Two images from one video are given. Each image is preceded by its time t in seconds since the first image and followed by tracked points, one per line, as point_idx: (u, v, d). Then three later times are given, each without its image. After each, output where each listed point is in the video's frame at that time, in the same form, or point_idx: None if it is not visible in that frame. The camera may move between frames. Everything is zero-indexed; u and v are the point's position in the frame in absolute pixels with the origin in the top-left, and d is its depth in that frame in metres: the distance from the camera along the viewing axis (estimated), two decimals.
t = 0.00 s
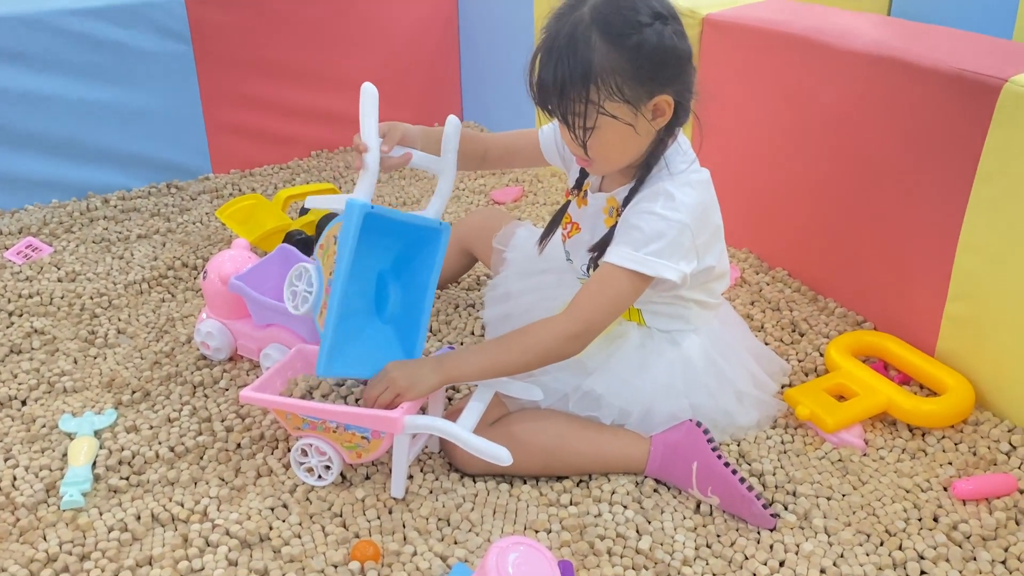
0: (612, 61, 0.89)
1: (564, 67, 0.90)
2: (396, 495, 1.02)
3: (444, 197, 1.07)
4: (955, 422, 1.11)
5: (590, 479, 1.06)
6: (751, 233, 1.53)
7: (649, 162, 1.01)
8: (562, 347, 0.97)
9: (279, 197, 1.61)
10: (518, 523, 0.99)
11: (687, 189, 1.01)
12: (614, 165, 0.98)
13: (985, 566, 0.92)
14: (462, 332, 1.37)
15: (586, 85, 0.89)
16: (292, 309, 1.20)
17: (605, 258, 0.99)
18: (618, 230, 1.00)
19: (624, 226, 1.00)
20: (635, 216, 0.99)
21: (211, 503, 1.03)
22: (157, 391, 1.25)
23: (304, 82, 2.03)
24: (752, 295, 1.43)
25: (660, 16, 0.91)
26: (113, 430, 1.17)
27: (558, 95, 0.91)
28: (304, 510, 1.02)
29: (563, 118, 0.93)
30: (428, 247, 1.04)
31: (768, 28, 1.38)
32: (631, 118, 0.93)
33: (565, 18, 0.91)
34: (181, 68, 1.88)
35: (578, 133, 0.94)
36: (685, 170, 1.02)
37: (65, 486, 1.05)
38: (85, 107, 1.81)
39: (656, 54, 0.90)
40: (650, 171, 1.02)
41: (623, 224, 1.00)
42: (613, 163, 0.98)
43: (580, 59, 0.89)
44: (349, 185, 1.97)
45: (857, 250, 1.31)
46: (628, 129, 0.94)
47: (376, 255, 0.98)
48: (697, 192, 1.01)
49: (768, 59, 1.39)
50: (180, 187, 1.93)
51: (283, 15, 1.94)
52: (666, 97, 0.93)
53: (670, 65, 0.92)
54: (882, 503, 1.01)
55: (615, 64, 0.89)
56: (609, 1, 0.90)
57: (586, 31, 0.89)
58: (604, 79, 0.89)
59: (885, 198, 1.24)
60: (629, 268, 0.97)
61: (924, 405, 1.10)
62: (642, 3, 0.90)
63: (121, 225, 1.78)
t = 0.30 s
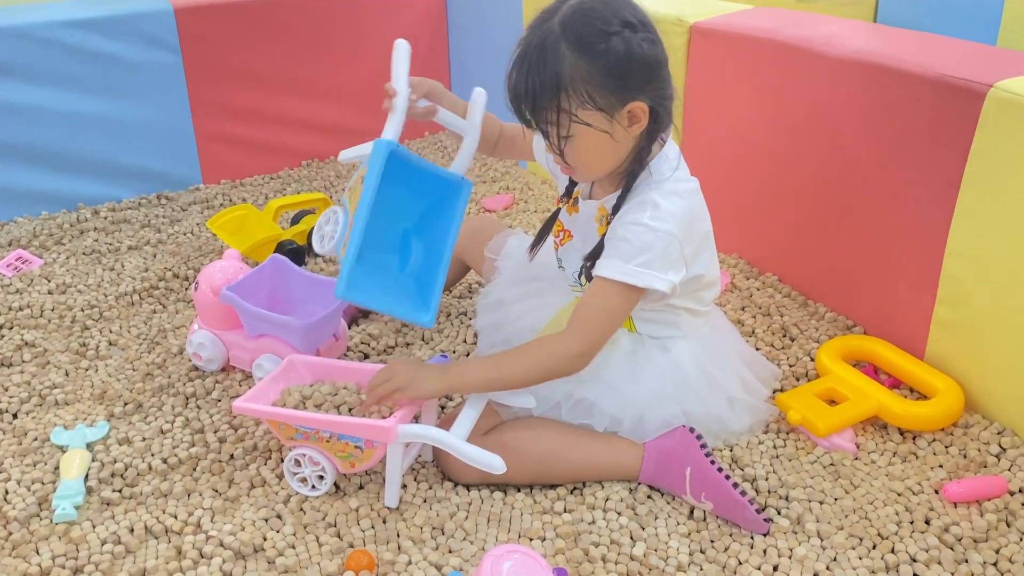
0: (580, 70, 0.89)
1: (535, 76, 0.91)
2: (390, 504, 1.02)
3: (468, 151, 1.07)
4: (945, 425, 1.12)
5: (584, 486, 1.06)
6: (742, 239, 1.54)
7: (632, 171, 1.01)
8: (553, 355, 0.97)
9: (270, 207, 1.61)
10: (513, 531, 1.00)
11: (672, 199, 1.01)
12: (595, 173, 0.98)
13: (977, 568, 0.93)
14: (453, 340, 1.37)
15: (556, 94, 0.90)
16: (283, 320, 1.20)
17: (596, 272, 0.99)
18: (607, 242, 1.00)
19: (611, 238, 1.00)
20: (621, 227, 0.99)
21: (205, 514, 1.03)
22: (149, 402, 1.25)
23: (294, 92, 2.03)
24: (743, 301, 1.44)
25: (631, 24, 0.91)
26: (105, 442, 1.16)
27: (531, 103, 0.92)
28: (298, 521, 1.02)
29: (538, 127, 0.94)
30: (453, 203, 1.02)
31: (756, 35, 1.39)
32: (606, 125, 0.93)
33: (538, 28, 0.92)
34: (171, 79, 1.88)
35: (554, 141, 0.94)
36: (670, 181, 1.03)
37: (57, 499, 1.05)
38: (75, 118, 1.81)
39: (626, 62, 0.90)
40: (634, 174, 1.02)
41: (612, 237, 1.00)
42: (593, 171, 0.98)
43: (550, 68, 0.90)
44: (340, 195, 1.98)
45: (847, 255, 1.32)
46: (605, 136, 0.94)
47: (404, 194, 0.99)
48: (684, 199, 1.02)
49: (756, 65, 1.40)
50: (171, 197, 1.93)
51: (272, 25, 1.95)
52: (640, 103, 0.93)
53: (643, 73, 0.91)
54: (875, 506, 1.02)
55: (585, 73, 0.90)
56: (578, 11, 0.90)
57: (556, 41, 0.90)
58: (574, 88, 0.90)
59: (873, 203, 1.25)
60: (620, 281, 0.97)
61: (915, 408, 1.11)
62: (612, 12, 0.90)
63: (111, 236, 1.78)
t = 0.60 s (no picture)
0: (545, 69, 0.93)
1: (508, 75, 0.95)
2: (387, 511, 1.02)
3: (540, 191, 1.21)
4: (938, 427, 1.12)
5: (580, 492, 1.06)
6: (735, 244, 1.54)
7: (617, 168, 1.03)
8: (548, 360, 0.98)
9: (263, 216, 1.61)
10: (509, 537, 1.00)
11: (664, 194, 1.01)
12: (577, 168, 1.01)
13: (972, 569, 0.93)
14: (447, 346, 1.37)
15: (525, 91, 0.94)
16: (277, 327, 1.20)
17: (608, 283, 1.00)
18: (609, 248, 1.01)
19: (611, 244, 1.01)
20: (619, 232, 1.01)
21: (200, 524, 1.03)
22: (143, 412, 1.24)
23: (286, 101, 2.03)
24: (736, 306, 1.44)
25: (597, 22, 0.93)
26: (99, 452, 1.16)
27: (506, 101, 0.96)
28: (294, 529, 1.01)
29: (515, 124, 0.98)
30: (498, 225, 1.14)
31: (746, 41, 1.40)
32: (579, 121, 0.96)
33: (512, 30, 0.96)
34: (163, 87, 1.88)
35: (533, 137, 0.98)
36: (660, 175, 1.03)
37: (51, 510, 1.04)
38: (67, 128, 1.81)
39: (591, 58, 0.93)
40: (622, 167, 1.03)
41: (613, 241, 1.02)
42: (575, 166, 1.01)
43: (519, 67, 0.94)
44: (333, 203, 1.98)
45: (839, 259, 1.33)
46: (580, 131, 0.97)
47: (466, 212, 1.20)
48: (675, 194, 1.03)
49: (746, 70, 1.41)
50: (163, 206, 1.93)
51: (264, 34, 1.95)
52: (609, 97, 0.95)
53: (609, 68, 0.93)
54: (870, 509, 1.02)
55: (552, 70, 0.93)
56: (545, 12, 0.94)
57: (524, 42, 0.94)
58: (541, 85, 0.93)
59: (864, 207, 1.26)
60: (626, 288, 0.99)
61: (908, 411, 1.11)
62: (576, 11, 0.93)
63: (104, 246, 1.78)
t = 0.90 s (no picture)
0: (528, 59, 0.97)
1: (493, 66, 0.99)
2: (387, 515, 1.02)
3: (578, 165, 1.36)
4: (936, 428, 1.13)
5: (580, 495, 1.06)
6: (732, 247, 1.55)
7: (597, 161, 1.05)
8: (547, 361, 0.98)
9: (259, 220, 1.61)
10: (509, 540, 1.00)
11: (632, 190, 1.02)
12: (562, 159, 1.04)
13: (971, 569, 0.93)
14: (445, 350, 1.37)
15: (509, 82, 0.98)
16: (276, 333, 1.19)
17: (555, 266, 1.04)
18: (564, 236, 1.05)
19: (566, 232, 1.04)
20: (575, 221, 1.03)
21: (199, 528, 1.02)
22: (142, 417, 1.24)
23: (282, 107, 2.04)
24: (734, 308, 1.45)
25: (578, 15, 0.97)
26: (97, 457, 1.15)
27: (493, 92, 1.00)
28: (293, 533, 1.01)
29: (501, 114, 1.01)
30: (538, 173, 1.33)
31: (741, 44, 1.40)
32: (561, 111, 0.99)
33: (498, 24, 1.00)
34: (159, 93, 1.88)
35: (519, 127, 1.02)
36: (632, 172, 1.04)
37: (49, 516, 1.04)
38: (63, 134, 1.81)
39: (572, 49, 0.96)
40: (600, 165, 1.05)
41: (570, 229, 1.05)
42: (561, 157, 1.04)
43: (504, 58, 0.97)
44: (329, 208, 1.98)
45: (836, 261, 1.33)
46: (563, 121, 1.00)
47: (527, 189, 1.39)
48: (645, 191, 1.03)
49: (740, 73, 1.42)
50: (159, 212, 1.93)
51: (260, 40, 1.95)
52: (591, 87, 0.98)
53: (591, 58, 0.96)
54: (869, 510, 1.02)
55: (534, 61, 0.96)
56: (529, 6, 0.98)
57: (509, 34, 0.97)
58: (525, 75, 0.97)
59: (861, 210, 1.26)
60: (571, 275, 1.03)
61: (906, 412, 1.12)
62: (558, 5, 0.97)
63: (100, 252, 1.77)
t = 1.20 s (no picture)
0: (516, 74, 0.98)
1: (483, 84, 1.00)
2: (388, 516, 1.02)
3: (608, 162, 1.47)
4: (934, 429, 1.13)
5: (580, 496, 1.06)
6: (730, 249, 1.55)
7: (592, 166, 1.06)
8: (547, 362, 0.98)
9: (259, 223, 1.61)
10: (510, 541, 1.00)
11: (626, 192, 1.02)
12: (560, 167, 1.05)
13: (971, 569, 0.94)
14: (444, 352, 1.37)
15: (499, 97, 0.99)
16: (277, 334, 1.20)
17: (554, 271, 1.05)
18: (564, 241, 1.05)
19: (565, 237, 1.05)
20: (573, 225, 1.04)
21: (200, 530, 1.03)
22: (142, 419, 1.24)
23: (281, 110, 2.04)
24: (732, 311, 1.45)
25: (562, 26, 0.98)
26: (98, 459, 1.15)
27: (485, 109, 1.01)
28: (294, 534, 1.01)
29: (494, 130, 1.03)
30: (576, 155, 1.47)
31: (739, 48, 1.41)
32: (554, 122, 1.00)
33: (483, 40, 1.02)
34: (158, 97, 1.89)
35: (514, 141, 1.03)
36: (627, 173, 1.04)
37: (50, 517, 1.04)
38: (62, 137, 1.81)
39: (558, 61, 0.97)
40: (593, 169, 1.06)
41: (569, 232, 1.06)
42: (558, 166, 1.04)
43: (492, 74, 0.99)
44: (328, 211, 1.98)
45: (834, 263, 1.34)
46: (557, 131, 1.01)
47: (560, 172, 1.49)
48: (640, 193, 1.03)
49: (737, 76, 1.43)
50: (159, 215, 1.93)
51: (259, 43, 1.96)
52: (581, 96, 0.99)
53: (578, 67, 0.97)
54: (869, 511, 1.03)
55: (522, 75, 0.98)
56: (513, 21, 0.99)
57: (495, 51, 0.99)
58: (514, 90, 0.98)
59: (859, 212, 1.27)
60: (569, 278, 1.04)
61: (904, 413, 1.12)
62: (541, 18, 0.98)
63: (99, 255, 1.77)
